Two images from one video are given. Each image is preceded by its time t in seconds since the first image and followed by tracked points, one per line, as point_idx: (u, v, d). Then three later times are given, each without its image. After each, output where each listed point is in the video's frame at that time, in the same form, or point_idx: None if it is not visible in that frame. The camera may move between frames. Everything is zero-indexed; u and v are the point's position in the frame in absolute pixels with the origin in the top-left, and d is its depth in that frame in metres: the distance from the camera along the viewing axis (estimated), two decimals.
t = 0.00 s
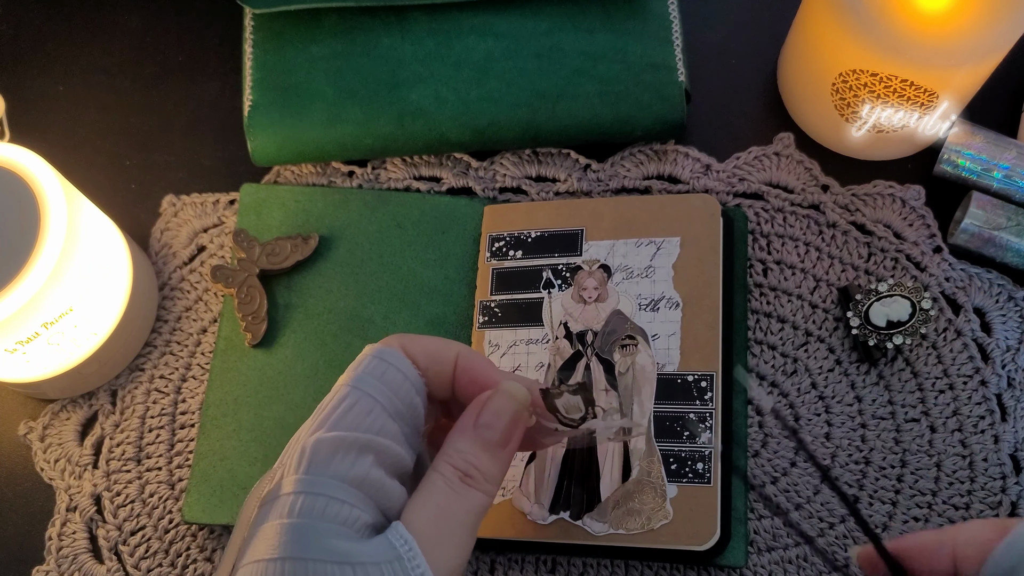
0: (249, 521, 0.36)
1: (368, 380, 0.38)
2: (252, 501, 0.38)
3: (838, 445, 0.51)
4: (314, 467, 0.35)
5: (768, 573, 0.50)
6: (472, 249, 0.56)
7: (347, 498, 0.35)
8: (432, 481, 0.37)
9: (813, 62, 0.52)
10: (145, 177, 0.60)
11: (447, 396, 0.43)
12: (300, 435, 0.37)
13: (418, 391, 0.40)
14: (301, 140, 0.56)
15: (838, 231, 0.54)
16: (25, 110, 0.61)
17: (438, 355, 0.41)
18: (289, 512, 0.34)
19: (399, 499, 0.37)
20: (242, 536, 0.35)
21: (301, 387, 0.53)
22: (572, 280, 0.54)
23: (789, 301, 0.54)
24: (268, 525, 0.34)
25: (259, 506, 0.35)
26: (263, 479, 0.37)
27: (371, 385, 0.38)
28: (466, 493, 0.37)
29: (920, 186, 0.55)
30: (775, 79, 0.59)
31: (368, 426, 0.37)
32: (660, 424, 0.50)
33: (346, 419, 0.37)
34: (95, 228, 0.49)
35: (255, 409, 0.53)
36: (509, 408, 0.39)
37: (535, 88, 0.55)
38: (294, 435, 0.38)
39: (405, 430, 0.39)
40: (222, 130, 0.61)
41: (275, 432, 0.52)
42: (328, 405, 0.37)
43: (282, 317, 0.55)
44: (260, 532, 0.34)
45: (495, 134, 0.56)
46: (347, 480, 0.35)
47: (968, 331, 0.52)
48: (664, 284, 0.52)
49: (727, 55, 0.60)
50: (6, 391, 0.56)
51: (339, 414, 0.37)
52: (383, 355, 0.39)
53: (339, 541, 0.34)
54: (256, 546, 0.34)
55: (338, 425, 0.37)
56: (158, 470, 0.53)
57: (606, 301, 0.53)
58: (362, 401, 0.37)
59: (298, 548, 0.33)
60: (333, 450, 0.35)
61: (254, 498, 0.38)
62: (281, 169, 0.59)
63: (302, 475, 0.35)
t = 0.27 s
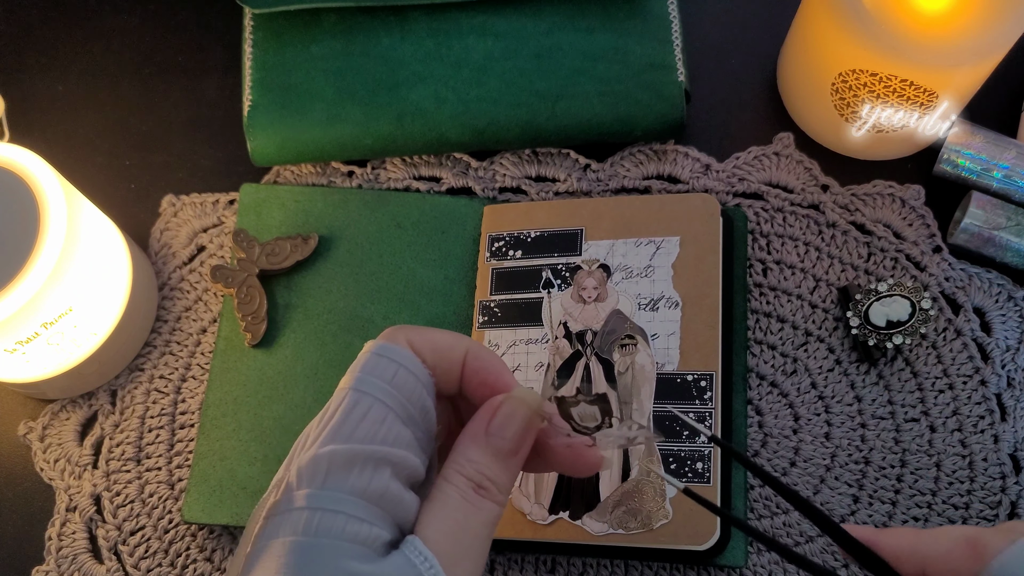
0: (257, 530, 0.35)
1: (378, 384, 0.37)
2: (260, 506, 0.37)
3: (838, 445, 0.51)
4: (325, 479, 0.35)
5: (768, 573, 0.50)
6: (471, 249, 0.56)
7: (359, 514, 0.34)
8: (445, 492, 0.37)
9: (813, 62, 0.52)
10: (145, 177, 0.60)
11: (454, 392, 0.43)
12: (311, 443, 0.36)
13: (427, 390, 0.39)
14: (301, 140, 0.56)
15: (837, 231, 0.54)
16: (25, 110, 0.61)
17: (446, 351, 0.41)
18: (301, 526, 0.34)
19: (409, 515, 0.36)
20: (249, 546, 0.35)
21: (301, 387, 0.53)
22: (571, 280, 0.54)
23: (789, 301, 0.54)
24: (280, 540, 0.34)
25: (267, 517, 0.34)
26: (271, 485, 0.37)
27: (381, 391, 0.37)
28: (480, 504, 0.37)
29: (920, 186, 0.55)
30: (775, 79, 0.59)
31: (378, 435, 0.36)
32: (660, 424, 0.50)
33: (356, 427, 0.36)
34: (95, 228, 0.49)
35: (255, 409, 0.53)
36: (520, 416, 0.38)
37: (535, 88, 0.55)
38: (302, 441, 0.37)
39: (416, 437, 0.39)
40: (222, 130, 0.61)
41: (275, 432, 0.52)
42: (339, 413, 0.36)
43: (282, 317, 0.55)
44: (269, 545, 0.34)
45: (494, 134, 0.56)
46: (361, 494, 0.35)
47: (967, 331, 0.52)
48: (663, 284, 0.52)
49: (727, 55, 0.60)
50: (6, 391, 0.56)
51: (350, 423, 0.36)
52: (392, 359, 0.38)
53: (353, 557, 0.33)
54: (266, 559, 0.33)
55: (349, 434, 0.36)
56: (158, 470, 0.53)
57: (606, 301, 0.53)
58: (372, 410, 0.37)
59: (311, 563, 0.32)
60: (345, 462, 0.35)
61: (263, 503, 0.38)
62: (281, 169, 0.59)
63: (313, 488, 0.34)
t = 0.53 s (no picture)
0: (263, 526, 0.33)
1: (385, 376, 0.35)
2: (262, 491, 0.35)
3: (838, 445, 0.51)
4: (335, 481, 0.32)
5: (768, 573, 0.50)
6: (471, 249, 0.56)
7: (374, 512, 0.32)
8: (466, 488, 0.36)
9: (813, 62, 0.52)
10: (145, 177, 0.60)
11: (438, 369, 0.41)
12: (317, 439, 0.34)
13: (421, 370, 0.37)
14: (301, 140, 0.56)
15: (837, 231, 0.54)
16: (24, 110, 0.61)
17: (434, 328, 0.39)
18: (318, 531, 0.32)
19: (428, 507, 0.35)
20: (253, 543, 0.33)
21: (302, 388, 0.53)
22: (571, 280, 0.54)
23: (789, 301, 0.54)
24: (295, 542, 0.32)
25: (276, 528, 0.32)
26: (273, 481, 0.34)
27: (388, 380, 0.35)
28: (501, 497, 0.36)
29: (920, 186, 0.55)
30: (775, 79, 0.59)
31: (388, 428, 0.34)
32: (660, 423, 0.50)
33: (365, 420, 0.34)
34: (95, 228, 0.49)
35: (255, 409, 0.53)
36: (536, 404, 0.37)
37: (535, 88, 0.55)
38: (304, 435, 0.34)
39: (421, 425, 0.36)
40: (222, 130, 0.61)
41: (275, 432, 0.52)
42: (340, 409, 0.34)
43: (282, 317, 0.54)
44: (283, 550, 0.32)
45: (494, 134, 0.56)
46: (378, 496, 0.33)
47: (967, 331, 0.52)
48: (663, 283, 0.52)
49: (727, 55, 0.60)
50: (6, 391, 0.56)
51: (358, 419, 0.34)
52: (395, 344, 0.35)
53: (377, 563, 0.31)
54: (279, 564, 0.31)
55: (359, 432, 0.34)
56: (158, 470, 0.53)
57: (606, 300, 0.53)
58: (383, 401, 0.34)
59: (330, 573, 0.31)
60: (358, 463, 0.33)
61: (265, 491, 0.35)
62: (281, 169, 0.59)
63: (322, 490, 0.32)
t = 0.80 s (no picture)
0: (367, 495, 0.36)
1: (519, 386, 0.38)
2: (349, 450, 0.39)
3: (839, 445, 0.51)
4: (459, 476, 0.35)
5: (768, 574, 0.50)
6: (471, 249, 0.56)
7: (562, 515, 0.37)
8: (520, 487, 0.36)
9: (813, 62, 0.52)
10: (145, 177, 0.60)
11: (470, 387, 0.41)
12: (436, 435, 0.36)
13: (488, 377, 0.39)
14: (301, 140, 0.56)
15: (837, 231, 0.54)
16: (24, 110, 0.61)
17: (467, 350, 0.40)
18: (431, 516, 0.34)
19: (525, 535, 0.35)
20: (359, 511, 0.36)
21: (302, 388, 0.53)
22: (575, 285, 0.54)
23: (789, 301, 0.54)
24: (406, 527, 0.34)
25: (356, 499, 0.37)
26: (379, 460, 0.36)
27: (557, 394, 0.39)
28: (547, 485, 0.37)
29: (920, 186, 0.55)
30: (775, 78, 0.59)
31: (577, 443, 0.39)
32: (665, 429, 0.50)
33: (554, 431, 0.38)
34: (95, 228, 0.49)
35: (255, 409, 0.53)
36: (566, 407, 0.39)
37: (535, 88, 0.55)
38: (419, 425, 0.36)
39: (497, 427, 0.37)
40: (222, 130, 0.61)
41: (276, 432, 0.52)
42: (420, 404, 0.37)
43: (282, 317, 0.54)
44: (393, 525, 0.34)
45: (494, 134, 0.56)
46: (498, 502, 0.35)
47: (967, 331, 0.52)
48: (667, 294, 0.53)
49: (727, 55, 0.60)
50: (6, 391, 0.56)
51: (480, 424, 0.36)
52: (539, 362, 0.40)
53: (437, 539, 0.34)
54: (389, 540, 0.34)
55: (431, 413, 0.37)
56: (158, 470, 0.53)
57: (610, 306, 0.53)
58: (564, 417, 0.39)
59: (446, 545, 0.34)
60: (480, 464, 0.35)
61: (356, 464, 0.37)
62: (281, 169, 0.59)
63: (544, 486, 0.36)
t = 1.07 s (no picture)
0: (399, 516, 0.38)
1: (547, 418, 0.40)
2: (378, 474, 0.41)
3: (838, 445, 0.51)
4: (493, 501, 0.38)
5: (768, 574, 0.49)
6: (471, 249, 0.56)
7: (586, 542, 0.39)
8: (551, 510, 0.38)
9: (813, 62, 0.52)
10: (145, 177, 0.60)
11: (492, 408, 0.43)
12: (469, 461, 0.38)
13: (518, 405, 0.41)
14: (301, 140, 0.56)
15: (837, 231, 0.55)
16: (24, 110, 0.61)
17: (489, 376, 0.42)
18: (466, 537, 0.37)
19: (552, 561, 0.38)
20: (392, 531, 0.38)
21: (302, 388, 0.53)
22: (577, 289, 0.54)
23: (789, 301, 0.54)
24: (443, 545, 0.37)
25: (388, 520, 0.39)
26: (411, 484, 0.39)
27: (580, 426, 0.42)
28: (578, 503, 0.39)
29: (920, 186, 0.55)
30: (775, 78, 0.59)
31: (600, 474, 0.41)
32: (665, 434, 0.51)
33: (579, 462, 0.40)
34: (95, 228, 0.49)
35: (254, 409, 0.53)
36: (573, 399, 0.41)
37: (535, 88, 0.55)
38: (453, 449, 0.39)
39: (525, 455, 0.39)
40: (222, 130, 0.61)
41: (276, 433, 0.52)
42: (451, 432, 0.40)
43: (281, 317, 0.54)
44: (429, 544, 0.37)
45: (494, 134, 0.56)
46: (529, 526, 0.37)
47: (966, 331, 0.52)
48: (667, 300, 0.53)
49: (726, 54, 0.60)
50: (6, 391, 0.56)
51: (511, 452, 0.39)
52: (564, 395, 0.42)
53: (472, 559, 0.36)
54: (426, 559, 0.36)
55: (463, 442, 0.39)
56: (158, 470, 0.53)
57: (612, 312, 0.53)
58: (587, 448, 0.41)
59: (483, 564, 0.36)
60: (511, 490, 0.38)
61: (387, 486, 0.40)
62: (281, 169, 0.59)
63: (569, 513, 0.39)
